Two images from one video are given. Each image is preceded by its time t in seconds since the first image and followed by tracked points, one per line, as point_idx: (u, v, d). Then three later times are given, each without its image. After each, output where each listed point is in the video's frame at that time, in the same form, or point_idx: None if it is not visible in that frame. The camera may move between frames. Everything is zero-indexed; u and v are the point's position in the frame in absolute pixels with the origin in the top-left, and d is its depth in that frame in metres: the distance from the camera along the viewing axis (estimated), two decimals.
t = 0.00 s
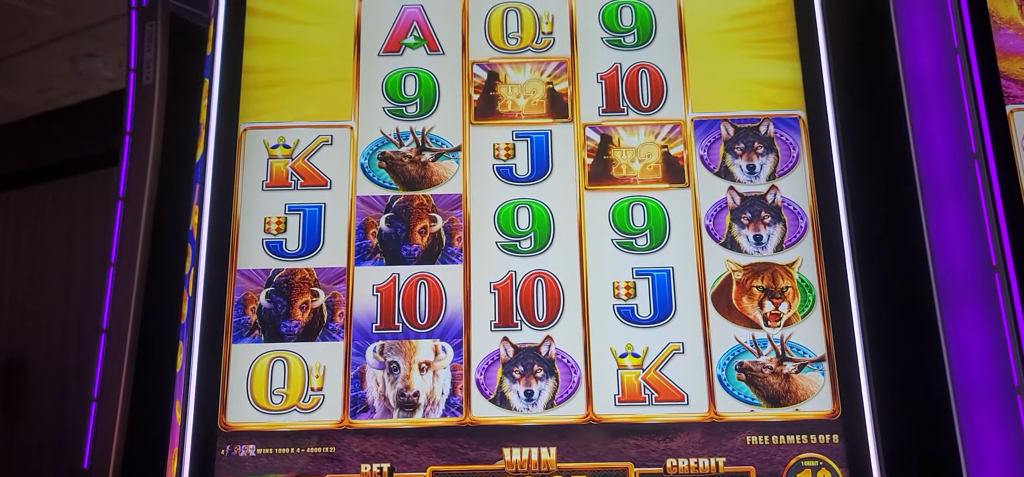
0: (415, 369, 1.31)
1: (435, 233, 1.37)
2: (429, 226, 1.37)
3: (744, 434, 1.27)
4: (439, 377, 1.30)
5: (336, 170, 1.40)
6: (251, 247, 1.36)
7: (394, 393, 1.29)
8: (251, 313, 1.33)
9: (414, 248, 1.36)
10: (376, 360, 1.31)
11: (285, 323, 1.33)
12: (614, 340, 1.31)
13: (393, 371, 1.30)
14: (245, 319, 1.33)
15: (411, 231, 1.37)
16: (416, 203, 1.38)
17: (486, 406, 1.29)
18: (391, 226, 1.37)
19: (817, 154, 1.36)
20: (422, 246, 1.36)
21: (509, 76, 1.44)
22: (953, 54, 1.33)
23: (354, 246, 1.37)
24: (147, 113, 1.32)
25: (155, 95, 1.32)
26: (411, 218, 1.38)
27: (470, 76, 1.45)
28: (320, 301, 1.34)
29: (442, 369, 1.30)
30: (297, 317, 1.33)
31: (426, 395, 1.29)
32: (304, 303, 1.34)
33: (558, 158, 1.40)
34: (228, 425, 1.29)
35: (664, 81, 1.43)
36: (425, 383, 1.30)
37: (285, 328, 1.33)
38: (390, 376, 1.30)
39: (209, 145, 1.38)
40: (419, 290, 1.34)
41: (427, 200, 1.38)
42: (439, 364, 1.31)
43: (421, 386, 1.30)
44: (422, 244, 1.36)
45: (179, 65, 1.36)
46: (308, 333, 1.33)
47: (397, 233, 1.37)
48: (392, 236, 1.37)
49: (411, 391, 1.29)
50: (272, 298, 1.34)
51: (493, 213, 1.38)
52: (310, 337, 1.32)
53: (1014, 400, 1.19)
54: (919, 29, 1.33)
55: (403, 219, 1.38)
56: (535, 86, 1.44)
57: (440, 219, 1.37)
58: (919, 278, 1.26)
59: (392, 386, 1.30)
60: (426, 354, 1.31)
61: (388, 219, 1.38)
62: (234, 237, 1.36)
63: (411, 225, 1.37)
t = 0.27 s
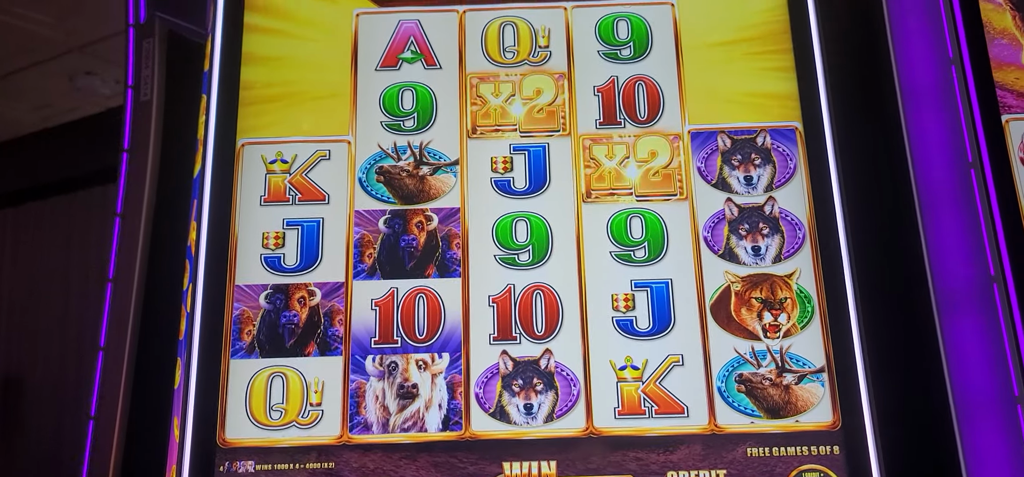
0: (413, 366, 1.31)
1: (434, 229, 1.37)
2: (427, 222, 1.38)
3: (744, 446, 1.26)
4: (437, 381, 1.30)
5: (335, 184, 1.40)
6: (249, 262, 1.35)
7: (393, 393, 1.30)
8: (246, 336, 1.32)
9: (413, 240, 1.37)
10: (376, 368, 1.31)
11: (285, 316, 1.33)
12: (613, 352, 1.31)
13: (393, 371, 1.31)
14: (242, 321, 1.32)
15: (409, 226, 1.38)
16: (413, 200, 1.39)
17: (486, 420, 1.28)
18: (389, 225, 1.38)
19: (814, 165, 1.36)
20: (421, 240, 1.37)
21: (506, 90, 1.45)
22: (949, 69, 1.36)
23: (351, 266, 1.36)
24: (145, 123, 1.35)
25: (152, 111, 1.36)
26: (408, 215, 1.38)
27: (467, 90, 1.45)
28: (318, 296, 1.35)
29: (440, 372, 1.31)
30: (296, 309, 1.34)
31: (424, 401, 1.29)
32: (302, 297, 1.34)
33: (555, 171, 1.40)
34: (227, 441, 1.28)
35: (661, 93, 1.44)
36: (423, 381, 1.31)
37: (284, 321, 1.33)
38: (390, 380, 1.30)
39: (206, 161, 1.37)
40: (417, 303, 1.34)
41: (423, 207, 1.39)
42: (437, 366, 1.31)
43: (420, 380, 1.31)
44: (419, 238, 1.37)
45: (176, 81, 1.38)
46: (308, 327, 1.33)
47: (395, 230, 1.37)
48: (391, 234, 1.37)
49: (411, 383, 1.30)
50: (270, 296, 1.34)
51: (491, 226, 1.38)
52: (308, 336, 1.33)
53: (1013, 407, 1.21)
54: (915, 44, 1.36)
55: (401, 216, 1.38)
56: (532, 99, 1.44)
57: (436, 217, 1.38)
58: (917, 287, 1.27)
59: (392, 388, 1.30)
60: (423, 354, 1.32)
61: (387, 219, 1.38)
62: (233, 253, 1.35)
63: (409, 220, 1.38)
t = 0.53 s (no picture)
0: (412, 398, 1.30)
1: (431, 257, 1.37)
2: (424, 251, 1.38)
3: (744, 455, 1.26)
4: (434, 406, 1.30)
5: (333, 197, 1.41)
6: (248, 275, 1.35)
7: (392, 422, 1.29)
8: (246, 345, 1.32)
9: (410, 271, 1.37)
10: (375, 391, 1.31)
11: (282, 349, 1.33)
12: (612, 363, 1.31)
13: (391, 400, 1.30)
14: (240, 348, 1.32)
15: (407, 256, 1.38)
16: (411, 228, 1.39)
17: (485, 432, 1.28)
18: (388, 251, 1.38)
19: (810, 174, 1.35)
20: (417, 270, 1.37)
21: (503, 103, 1.46)
22: (943, 81, 1.38)
23: (349, 275, 1.37)
24: (144, 140, 1.41)
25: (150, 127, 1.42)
26: (406, 243, 1.38)
27: (464, 102, 1.46)
28: (317, 328, 1.34)
29: (438, 398, 1.30)
30: (295, 343, 1.33)
31: (422, 420, 1.29)
32: (300, 330, 1.34)
33: (553, 183, 1.41)
34: (227, 454, 1.28)
35: (657, 104, 1.45)
36: (422, 411, 1.30)
37: (281, 355, 1.32)
38: (389, 406, 1.30)
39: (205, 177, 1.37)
40: (416, 316, 1.35)
41: (422, 227, 1.39)
42: (435, 393, 1.31)
43: (419, 414, 1.30)
44: (417, 268, 1.37)
45: (174, 97, 1.44)
46: (305, 357, 1.33)
47: (393, 258, 1.37)
48: (389, 261, 1.37)
49: (409, 419, 1.29)
50: (269, 326, 1.33)
51: (489, 238, 1.38)
52: (307, 359, 1.33)
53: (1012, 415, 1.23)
54: (909, 56, 1.38)
55: (399, 245, 1.38)
56: (529, 111, 1.45)
57: (434, 243, 1.38)
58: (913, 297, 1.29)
59: (391, 416, 1.29)
60: (422, 384, 1.31)
61: (386, 245, 1.38)
62: (231, 266, 1.35)
63: (407, 249, 1.38)
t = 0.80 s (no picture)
0: (408, 373, 1.32)
1: (427, 237, 1.39)
2: (420, 231, 1.39)
3: (737, 447, 1.27)
4: (432, 387, 1.32)
5: (328, 195, 1.42)
6: (243, 272, 1.36)
7: (389, 400, 1.31)
8: (242, 343, 1.33)
9: (406, 249, 1.39)
10: (371, 375, 1.32)
11: (280, 327, 1.34)
12: (605, 356, 1.32)
13: (388, 378, 1.32)
14: (239, 330, 1.34)
15: (403, 235, 1.39)
16: (406, 208, 1.41)
17: (481, 425, 1.29)
18: (383, 234, 1.39)
19: (801, 168, 1.36)
20: (414, 249, 1.39)
21: (496, 99, 1.47)
22: (933, 74, 1.39)
23: (345, 273, 1.37)
24: (141, 141, 1.42)
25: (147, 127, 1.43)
26: (402, 223, 1.40)
27: (458, 99, 1.47)
28: (314, 305, 1.36)
29: (434, 379, 1.32)
30: (292, 320, 1.35)
31: (419, 410, 1.30)
32: (297, 307, 1.36)
33: (546, 178, 1.42)
34: (223, 450, 1.29)
35: (649, 100, 1.46)
36: (418, 388, 1.32)
37: (279, 331, 1.34)
38: (385, 387, 1.32)
39: (201, 176, 1.37)
40: (411, 311, 1.36)
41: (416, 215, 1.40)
42: (432, 373, 1.32)
43: (416, 387, 1.32)
44: (413, 247, 1.39)
45: (171, 99, 1.45)
46: (303, 335, 1.34)
47: (389, 239, 1.39)
48: (385, 243, 1.39)
49: (406, 390, 1.31)
50: (266, 306, 1.35)
51: (483, 233, 1.39)
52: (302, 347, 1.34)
53: (1002, 404, 1.24)
54: (899, 50, 1.40)
55: (394, 225, 1.40)
56: (522, 108, 1.46)
57: (429, 224, 1.40)
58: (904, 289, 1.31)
59: (387, 395, 1.31)
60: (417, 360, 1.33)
61: (381, 229, 1.39)
62: (227, 263, 1.36)
63: (402, 229, 1.40)
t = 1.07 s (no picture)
0: (406, 393, 1.32)
1: (425, 260, 1.39)
2: (419, 255, 1.40)
3: (733, 446, 1.28)
4: (430, 400, 1.32)
5: (327, 197, 1.43)
6: (243, 275, 1.37)
7: (387, 408, 1.31)
8: (243, 361, 1.33)
9: (405, 276, 1.39)
10: (368, 386, 1.32)
11: (278, 355, 1.34)
12: (603, 357, 1.33)
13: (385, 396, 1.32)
14: (238, 351, 1.33)
15: (401, 261, 1.39)
16: (405, 232, 1.41)
17: (479, 426, 1.30)
18: (381, 256, 1.39)
19: (797, 170, 1.37)
20: (412, 275, 1.39)
21: (494, 103, 1.48)
22: (926, 78, 1.41)
23: (345, 276, 1.38)
24: (140, 145, 1.43)
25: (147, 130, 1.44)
26: (400, 248, 1.40)
27: (456, 102, 1.48)
28: (313, 331, 1.36)
29: (433, 392, 1.32)
30: (290, 348, 1.35)
31: (419, 410, 1.31)
32: (296, 334, 1.36)
33: (543, 181, 1.43)
34: (224, 451, 1.30)
35: (645, 103, 1.47)
36: (417, 406, 1.32)
37: (277, 360, 1.34)
38: (383, 402, 1.32)
39: (201, 179, 1.38)
40: (410, 313, 1.37)
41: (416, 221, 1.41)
42: (431, 387, 1.33)
43: (413, 409, 1.31)
44: (411, 273, 1.39)
45: (170, 103, 1.46)
46: (301, 362, 1.34)
47: (387, 263, 1.39)
48: (383, 267, 1.39)
49: (404, 415, 1.31)
50: (264, 332, 1.35)
51: (481, 236, 1.40)
52: (304, 354, 1.34)
53: (995, 403, 1.25)
54: (894, 56, 1.42)
55: (392, 249, 1.40)
56: (519, 111, 1.47)
57: (428, 247, 1.40)
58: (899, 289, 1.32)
59: (385, 411, 1.31)
60: (417, 379, 1.33)
61: (379, 251, 1.40)
62: (227, 266, 1.37)
63: (401, 255, 1.40)
